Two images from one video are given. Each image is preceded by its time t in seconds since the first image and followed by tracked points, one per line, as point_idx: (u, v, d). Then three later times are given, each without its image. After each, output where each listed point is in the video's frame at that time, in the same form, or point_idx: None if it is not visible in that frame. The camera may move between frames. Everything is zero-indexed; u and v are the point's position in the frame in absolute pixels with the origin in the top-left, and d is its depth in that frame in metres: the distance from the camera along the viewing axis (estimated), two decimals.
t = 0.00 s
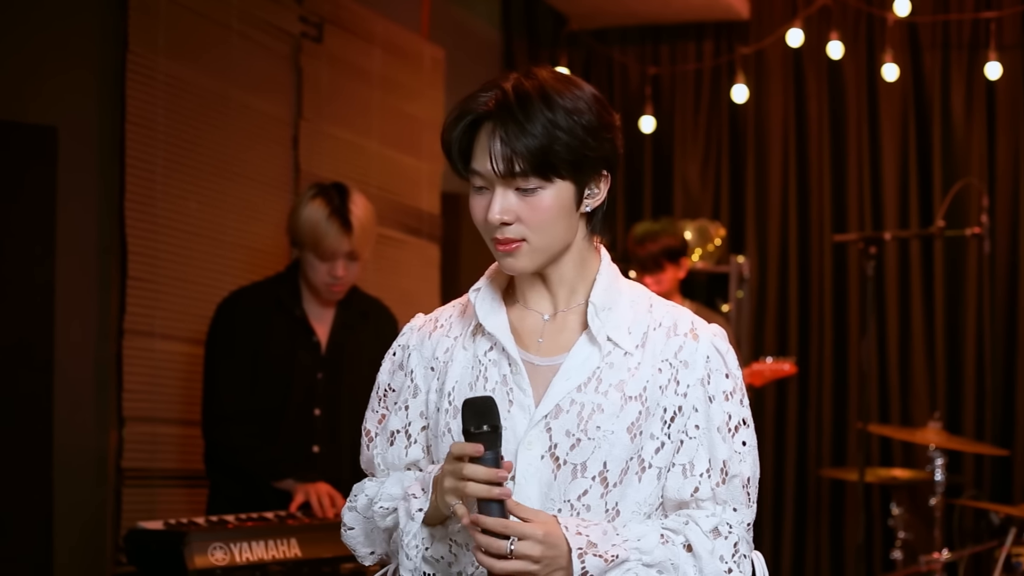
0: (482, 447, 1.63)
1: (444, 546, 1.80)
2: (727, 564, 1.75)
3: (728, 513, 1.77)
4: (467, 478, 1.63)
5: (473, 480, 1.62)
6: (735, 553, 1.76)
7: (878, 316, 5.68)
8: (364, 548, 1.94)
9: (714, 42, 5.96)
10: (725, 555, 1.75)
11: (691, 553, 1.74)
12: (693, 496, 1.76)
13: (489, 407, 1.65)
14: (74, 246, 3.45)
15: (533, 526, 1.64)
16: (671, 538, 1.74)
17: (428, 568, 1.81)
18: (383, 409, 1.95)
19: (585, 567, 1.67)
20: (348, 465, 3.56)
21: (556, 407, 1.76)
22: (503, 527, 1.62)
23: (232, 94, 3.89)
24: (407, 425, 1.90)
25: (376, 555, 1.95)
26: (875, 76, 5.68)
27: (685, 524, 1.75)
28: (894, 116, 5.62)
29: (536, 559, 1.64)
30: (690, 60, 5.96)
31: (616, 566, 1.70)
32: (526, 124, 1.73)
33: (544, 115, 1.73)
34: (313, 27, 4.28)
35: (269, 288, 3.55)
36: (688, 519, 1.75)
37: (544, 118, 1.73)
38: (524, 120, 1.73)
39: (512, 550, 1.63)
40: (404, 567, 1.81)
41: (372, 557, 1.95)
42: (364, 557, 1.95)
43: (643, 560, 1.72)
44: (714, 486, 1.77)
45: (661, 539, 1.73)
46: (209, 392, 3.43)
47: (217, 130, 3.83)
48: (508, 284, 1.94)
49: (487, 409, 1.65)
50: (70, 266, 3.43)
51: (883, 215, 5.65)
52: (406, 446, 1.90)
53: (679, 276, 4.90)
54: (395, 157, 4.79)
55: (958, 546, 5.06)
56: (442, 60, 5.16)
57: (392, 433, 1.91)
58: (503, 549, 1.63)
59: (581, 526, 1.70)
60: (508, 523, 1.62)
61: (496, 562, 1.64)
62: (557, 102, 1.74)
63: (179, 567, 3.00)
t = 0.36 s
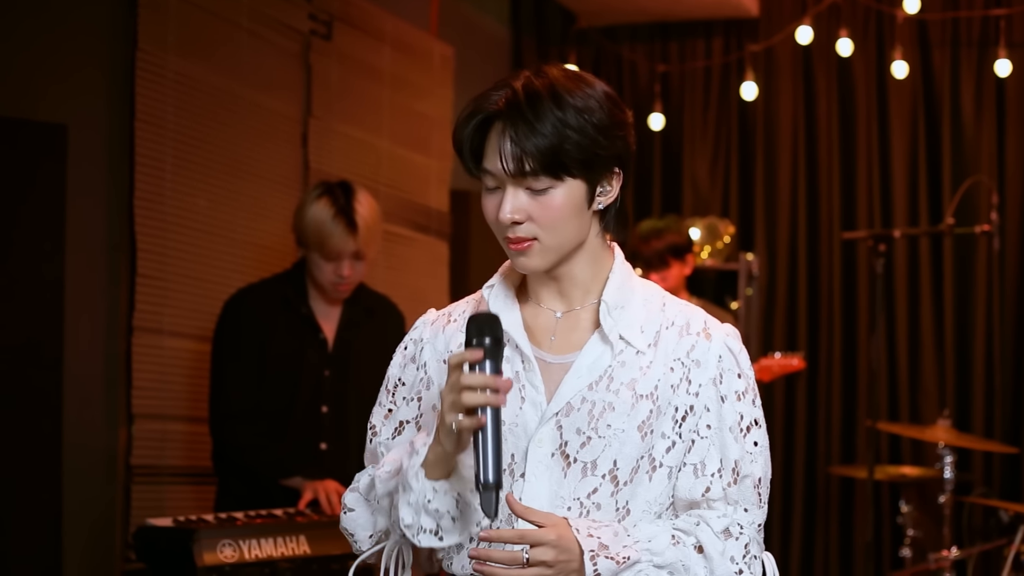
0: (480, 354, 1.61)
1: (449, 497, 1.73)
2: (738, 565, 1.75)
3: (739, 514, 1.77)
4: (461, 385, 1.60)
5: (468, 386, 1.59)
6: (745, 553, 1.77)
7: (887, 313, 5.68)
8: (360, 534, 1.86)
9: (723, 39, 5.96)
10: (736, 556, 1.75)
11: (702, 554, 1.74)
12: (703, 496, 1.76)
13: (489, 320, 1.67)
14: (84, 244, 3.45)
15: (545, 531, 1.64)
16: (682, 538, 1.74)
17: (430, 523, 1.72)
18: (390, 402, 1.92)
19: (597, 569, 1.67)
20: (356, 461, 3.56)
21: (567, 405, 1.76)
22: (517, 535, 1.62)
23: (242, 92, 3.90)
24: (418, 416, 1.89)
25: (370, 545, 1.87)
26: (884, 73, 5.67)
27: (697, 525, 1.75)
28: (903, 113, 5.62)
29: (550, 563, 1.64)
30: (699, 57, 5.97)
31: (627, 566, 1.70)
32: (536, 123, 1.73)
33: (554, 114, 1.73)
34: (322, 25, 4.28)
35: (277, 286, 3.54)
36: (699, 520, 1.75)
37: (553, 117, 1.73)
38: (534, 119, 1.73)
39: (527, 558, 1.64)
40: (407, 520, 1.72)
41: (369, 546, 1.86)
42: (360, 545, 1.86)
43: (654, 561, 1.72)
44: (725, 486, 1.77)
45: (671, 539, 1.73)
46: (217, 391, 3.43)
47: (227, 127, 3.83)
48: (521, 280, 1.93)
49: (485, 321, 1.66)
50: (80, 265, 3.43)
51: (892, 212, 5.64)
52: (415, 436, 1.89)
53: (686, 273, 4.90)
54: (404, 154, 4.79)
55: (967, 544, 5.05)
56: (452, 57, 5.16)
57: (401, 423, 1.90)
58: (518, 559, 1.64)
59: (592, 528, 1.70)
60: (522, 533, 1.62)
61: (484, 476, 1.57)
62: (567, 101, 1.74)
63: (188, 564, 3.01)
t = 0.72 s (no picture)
0: (489, 281, 1.61)
1: (455, 444, 1.68)
2: (745, 562, 1.74)
3: (747, 510, 1.76)
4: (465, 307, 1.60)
5: (470, 306, 1.58)
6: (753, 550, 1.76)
7: (895, 309, 5.67)
8: (367, 512, 1.85)
9: (731, 35, 5.95)
10: (744, 552, 1.74)
11: (709, 550, 1.74)
12: (711, 492, 1.76)
13: (506, 257, 1.67)
14: (94, 239, 3.46)
15: (551, 526, 1.64)
16: (690, 534, 1.73)
17: (435, 470, 1.68)
18: (401, 397, 1.92)
19: (603, 565, 1.66)
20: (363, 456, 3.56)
21: (575, 401, 1.76)
22: (523, 531, 1.60)
23: (250, 88, 3.90)
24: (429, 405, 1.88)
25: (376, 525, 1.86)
26: (893, 69, 5.67)
27: (704, 521, 1.75)
28: (912, 109, 5.61)
29: (556, 558, 1.64)
30: (707, 52, 5.96)
31: (634, 562, 1.69)
32: (544, 117, 1.73)
33: (563, 109, 1.73)
34: (330, 20, 4.29)
35: (282, 281, 3.54)
36: (707, 516, 1.75)
37: (562, 112, 1.73)
38: (543, 113, 1.73)
39: (533, 553, 1.64)
40: (413, 466, 1.69)
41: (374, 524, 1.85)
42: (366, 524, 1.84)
43: (661, 556, 1.71)
44: (734, 482, 1.76)
45: (679, 535, 1.73)
46: (225, 386, 3.42)
47: (236, 123, 3.84)
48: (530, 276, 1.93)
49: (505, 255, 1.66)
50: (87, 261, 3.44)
51: (901, 208, 5.64)
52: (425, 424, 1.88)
53: (693, 269, 4.90)
54: (411, 150, 4.79)
55: (975, 539, 5.05)
56: (459, 53, 5.16)
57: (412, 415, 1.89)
58: (524, 554, 1.65)
59: (597, 523, 1.69)
60: (528, 528, 1.61)
61: (472, 386, 1.53)
62: (576, 96, 1.74)
63: (196, 559, 3.01)
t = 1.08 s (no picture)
0: (495, 246, 1.64)
1: (464, 414, 1.71)
2: (745, 554, 1.74)
3: (747, 501, 1.77)
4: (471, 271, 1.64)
5: (475, 270, 1.62)
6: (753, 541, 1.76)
7: (896, 301, 5.68)
8: (378, 497, 1.86)
9: (732, 27, 5.95)
10: (743, 543, 1.74)
11: (710, 541, 1.74)
12: (711, 483, 1.76)
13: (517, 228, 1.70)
14: (95, 232, 3.47)
15: (554, 517, 1.63)
16: (690, 525, 1.73)
17: (444, 442, 1.70)
18: (403, 389, 1.89)
19: (605, 556, 1.65)
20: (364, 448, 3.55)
21: (575, 393, 1.76)
22: (529, 523, 1.61)
23: (251, 80, 3.90)
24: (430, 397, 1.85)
25: (387, 510, 1.86)
26: (894, 62, 5.66)
27: (704, 511, 1.74)
28: (913, 101, 5.61)
29: (559, 549, 1.64)
30: (708, 45, 5.96)
31: (636, 552, 1.69)
32: (549, 106, 1.73)
33: (568, 98, 1.73)
34: (330, 13, 4.28)
35: (284, 275, 3.54)
36: (707, 507, 1.75)
37: (566, 101, 1.73)
38: (547, 101, 1.73)
39: (536, 545, 1.64)
40: (421, 437, 1.71)
41: (385, 508, 1.85)
42: (377, 508, 1.86)
43: (662, 546, 1.71)
44: (733, 473, 1.77)
45: (679, 526, 1.73)
46: (227, 380, 3.42)
47: (237, 116, 3.84)
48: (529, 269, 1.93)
49: (517, 227, 1.70)
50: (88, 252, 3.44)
51: (902, 201, 5.64)
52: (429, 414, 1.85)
53: (695, 262, 4.90)
54: (413, 143, 4.79)
55: (975, 531, 5.05)
56: (460, 45, 5.15)
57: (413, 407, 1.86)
58: (528, 545, 1.64)
59: (600, 513, 1.68)
60: (533, 518, 1.61)
61: (472, 338, 1.55)
62: (580, 85, 1.75)
63: (196, 551, 3.01)
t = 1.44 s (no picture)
0: (496, 232, 1.64)
1: (467, 401, 1.71)
2: (745, 546, 1.73)
3: (746, 493, 1.76)
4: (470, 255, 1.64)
5: (474, 253, 1.62)
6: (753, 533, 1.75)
7: (895, 293, 5.68)
8: (382, 487, 1.86)
9: (732, 19, 5.95)
10: (743, 534, 1.73)
11: (711, 532, 1.73)
12: (710, 475, 1.75)
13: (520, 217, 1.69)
14: (93, 224, 3.45)
15: (560, 507, 1.63)
16: (690, 516, 1.73)
17: (446, 429, 1.71)
18: (403, 378, 1.90)
19: (608, 546, 1.65)
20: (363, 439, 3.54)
21: (574, 383, 1.77)
22: (536, 514, 1.61)
23: (251, 72, 3.89)
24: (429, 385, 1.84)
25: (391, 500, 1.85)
26: (893, 54, 5.66)
27: (704, 503, 1.74)
28: (912, 93, 5.61)
29: (564, 539, 1.64)
30: (707, 36, 5.96)
31: (638, 543, 1.68)
32: (554, 92, 1.73)
33: (573, 85, 1.73)
34: (330, 4, 4.28)
35: (285, 266, 3.53)
36: (706, 499, 1.74)
37: (571, 87, 1.73)
38: (553, 88, 1.73)
39: (542, 535, 1.63)
40: (424, 424, 1.71)
41: (389, 497, 1.85)
42: (381, 497, 1.85)
43: (663, 537, 1.71)
44: (732, 465, 1.76)
45: (680, 517, 1.72)
46: (227, 370, 3.41)
47: (236, 107, 3.83)
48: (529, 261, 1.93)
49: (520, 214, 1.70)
50: (87, 244, 3.44)
51: (901, 193, 5.64)
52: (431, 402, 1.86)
53: (695, 254, 4.89)
54: (412, 134, 4.79)
55: (974, 523, 5.05)
56: (459, 37, 5.15)
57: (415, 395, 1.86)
58: (533, 535, 1.63)
59: (602, 503, 1.68)
60: (542, 509, 1.61)
61: (467, 320, 1.55)
62: (585, 73, 1.75)
63: (196, 542, 3.01)
